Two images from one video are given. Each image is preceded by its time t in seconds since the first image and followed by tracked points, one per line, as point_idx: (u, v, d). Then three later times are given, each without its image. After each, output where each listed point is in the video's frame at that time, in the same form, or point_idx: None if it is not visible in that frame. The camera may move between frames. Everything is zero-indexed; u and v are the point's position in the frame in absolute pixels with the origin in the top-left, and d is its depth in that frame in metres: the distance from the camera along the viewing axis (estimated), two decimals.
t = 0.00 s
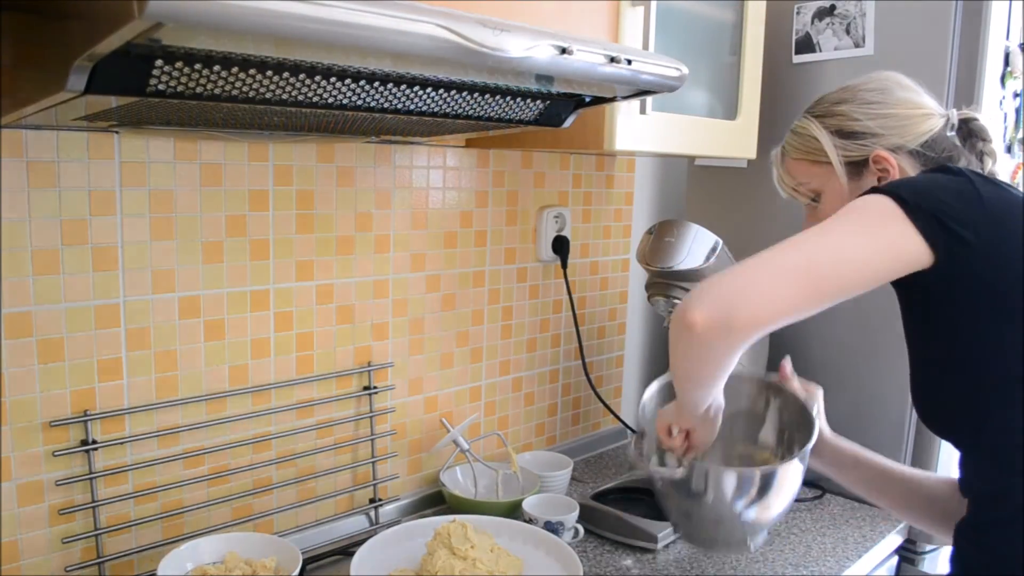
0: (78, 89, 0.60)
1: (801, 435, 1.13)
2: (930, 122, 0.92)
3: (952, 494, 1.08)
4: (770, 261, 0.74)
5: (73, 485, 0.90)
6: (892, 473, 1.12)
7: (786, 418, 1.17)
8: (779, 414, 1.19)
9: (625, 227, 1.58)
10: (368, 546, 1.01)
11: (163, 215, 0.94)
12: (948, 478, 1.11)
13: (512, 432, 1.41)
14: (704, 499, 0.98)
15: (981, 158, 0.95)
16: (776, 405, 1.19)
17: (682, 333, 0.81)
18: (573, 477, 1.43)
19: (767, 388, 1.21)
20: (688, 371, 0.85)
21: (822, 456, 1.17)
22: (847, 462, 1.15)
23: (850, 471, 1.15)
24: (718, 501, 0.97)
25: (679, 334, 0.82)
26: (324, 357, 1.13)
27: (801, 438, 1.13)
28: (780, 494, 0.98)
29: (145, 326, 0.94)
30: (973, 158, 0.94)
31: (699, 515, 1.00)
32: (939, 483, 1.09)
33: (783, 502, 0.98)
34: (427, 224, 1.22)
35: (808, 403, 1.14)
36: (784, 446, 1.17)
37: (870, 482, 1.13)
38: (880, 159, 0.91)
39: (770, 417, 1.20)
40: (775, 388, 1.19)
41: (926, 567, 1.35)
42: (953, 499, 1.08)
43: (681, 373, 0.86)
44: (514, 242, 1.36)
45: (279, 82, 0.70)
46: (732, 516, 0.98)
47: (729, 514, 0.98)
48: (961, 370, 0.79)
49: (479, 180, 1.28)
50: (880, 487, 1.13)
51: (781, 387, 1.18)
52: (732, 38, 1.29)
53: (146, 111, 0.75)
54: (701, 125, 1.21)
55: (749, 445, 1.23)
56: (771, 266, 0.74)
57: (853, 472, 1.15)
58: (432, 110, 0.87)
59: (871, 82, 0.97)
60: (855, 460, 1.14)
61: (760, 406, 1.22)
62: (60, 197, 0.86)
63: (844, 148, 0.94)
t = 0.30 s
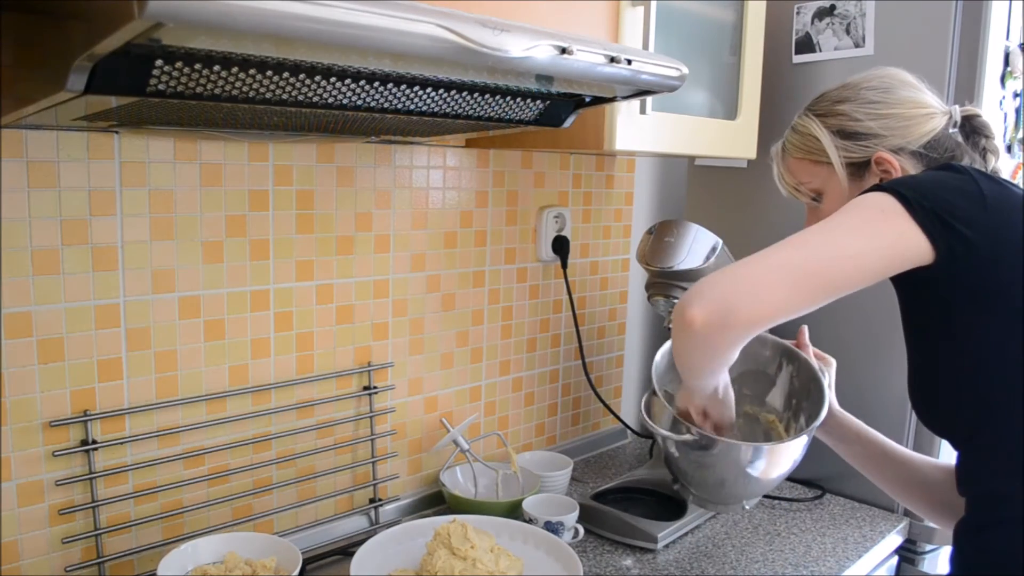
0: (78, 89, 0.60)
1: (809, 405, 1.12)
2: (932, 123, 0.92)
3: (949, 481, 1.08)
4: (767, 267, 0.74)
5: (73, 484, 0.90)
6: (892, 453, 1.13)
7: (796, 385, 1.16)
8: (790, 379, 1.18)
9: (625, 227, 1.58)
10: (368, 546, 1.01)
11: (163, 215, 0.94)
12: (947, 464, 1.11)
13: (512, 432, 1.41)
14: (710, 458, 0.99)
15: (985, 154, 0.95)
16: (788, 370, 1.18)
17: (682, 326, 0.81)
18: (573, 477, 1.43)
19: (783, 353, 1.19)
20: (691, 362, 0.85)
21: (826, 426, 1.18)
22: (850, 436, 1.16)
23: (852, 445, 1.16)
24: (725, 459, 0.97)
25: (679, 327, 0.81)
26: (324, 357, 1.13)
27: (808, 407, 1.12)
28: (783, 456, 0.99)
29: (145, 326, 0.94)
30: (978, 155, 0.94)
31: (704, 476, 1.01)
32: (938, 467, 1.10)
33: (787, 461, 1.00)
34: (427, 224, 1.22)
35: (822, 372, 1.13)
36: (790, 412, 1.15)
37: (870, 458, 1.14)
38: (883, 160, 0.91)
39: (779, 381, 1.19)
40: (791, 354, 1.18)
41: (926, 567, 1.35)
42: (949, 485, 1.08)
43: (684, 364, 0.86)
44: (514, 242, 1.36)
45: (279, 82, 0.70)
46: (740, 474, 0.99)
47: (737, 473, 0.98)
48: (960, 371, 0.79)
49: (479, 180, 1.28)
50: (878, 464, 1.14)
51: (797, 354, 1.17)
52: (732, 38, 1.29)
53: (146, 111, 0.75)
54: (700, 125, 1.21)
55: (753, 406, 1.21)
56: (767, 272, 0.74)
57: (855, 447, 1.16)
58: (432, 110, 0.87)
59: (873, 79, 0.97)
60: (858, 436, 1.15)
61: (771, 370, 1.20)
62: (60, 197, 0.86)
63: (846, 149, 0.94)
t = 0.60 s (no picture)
0: (78, 89, 0.60)
1: (803, 401, 1.13)
2: (940, 118, 0.91)
3: (944, 475, 1.08)
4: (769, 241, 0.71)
5: (73, 485, 0.90)
6: (886, 448, 1.13)
7: (790, 380, 1.17)
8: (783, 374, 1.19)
9: (625, 227, 1.58)
10: (368, 546, 1.01)
11: (163, 215, 0.94)
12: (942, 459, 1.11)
13: (512, 432, 1.41)
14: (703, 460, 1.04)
15: (990, 151, 0.97)
16: (780, 366, 1.19)
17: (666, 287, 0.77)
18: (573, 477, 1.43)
19: (773, 349, 1.20)
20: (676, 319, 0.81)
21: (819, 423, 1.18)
22: (843, 432, 1.16)
23: (847, 442, 1.16)
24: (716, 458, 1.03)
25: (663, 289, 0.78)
26: (324, 357, 1.13)
27: (803, 403, 1.13)
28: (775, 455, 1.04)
29: (145, 326, 0.94)
30: (983, 152, 0.95)
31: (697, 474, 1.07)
32: (932, 461, 1.10)
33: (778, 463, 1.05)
34: (427, 224, 1.22)
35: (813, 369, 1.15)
36: (784, 406, 1.17)
37: (864, 454, 1.15)
38: (888, 155, 0.90)
39: (772, 377, 1.20)
40: (781, 350, 1.19)
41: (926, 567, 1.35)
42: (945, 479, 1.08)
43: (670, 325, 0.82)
44: (514, 242, 1.36)
45: (279, 82, 0.70)
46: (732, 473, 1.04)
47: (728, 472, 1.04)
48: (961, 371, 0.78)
49: (479, 181, 1.28)
50: (873, 460, 1.14)
51: (788, 350, 1.18)
52: (732, 39, 1.29)
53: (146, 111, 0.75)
54: (701, 124, 1.21)
55: (748, 401, 1.22)
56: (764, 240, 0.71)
57: (849, 443, 1.16)
58: (431, 110, 0.87)
59: (881, 74, 0.97)
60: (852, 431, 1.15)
61: (763, 364, 1.21)
62: (60, 197, 0.86)
63: (852, 142, 0.93)
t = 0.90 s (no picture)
0: (78, 89, 0.60)
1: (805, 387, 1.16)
2: (941, 116, 0.91)
3: (940, 468, 1.08)
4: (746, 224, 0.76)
5: (72, 485, 0.90)
6: (885, 439, 1.14)
7: (792, 368, 1.20)
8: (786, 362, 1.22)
9: (625, 227, 1.58)
10: (367, 546, 1.01)
11: (163, 215, 0.94)
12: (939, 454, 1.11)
13: (512, 432, 1.41)
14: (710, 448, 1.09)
15: (990, 149, 0.97)
16: (783, 355, 1.22)
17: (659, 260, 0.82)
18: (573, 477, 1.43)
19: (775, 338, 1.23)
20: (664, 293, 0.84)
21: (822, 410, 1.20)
22: (843, 421, 1.17)
23: (847, 430, 1.17)
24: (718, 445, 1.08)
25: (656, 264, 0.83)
26: (324, 357, 1.13)
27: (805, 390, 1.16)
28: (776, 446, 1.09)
29: (145, 326, 0.94)
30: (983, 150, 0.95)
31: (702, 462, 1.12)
32: (928, 454, 1.10)
33: (781, 449, 1.09)
34: (427, 224, 1.22)
35: (816, 355, 1.17)
36: (787, 395, 1.19)
37: (863, 443, 1.15)
38: (889, 155, 0.89)
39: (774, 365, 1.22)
40: (782, 337, 1.22)
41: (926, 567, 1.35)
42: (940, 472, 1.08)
43: (663, 303, 0.85)
44: (514, 242, 1.36)
45: (279, 82, 0.70)
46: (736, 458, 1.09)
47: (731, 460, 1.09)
48: (960, 371, 0.78)
49: (479, 181, 1.28)
50: (871, 451, 1.14)
51: (790, 338, 1.21)
52: (732, 39, 1.29)
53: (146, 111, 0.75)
54: (700, 124, 1.21)
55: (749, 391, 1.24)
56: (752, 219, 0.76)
57: (849, 432, 1.17)
58: (432, 110, 0.87)
59: (881, 72, 0.96)
60: (852, 420, 1.16)
61: (765, 354, 1.24)
62: (60, 197, 0.86)
63: (852, 141, 0.93)
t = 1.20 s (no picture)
0: (78, 89, 0.60)
1: (817, 381, 1.14)
2: (935, 116, 0.91)
3: (945, 469, 1.08)
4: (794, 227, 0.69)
5: (73, 485, 0.90)
6: (891, 437, 1.13)
7: (803, 360, 1.17)
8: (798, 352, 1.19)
9: (625, 227, 1.58)
10: (368, 546, 1.01)
11: (163, 215, 0.94)
12: (943, 454, 1.11)
13: (512, 432, 1.41)
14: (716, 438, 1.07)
15: (985, 146, 0.97)
16: (795, 344, 1.19)
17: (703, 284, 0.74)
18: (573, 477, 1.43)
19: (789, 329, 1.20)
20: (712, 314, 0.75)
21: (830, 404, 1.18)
22: (851, 417, 1.16)
23: (853, 426, 1.16)
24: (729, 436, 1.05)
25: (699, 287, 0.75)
26: (324, 357, 1.13)
27: (818, 383, 1.13)
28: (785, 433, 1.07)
29: (145, 326, 0.94)
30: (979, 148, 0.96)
31: (705, 449, 1.10)
32: (933, 455, 1.10)
33: (788, 440, 1.07)
34: (427, 224, 1.22)
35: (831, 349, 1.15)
36: (794, 387, 1.17)
37: (869, 440, 1.15)
38: (886, 157, 0.89)
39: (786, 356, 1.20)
40: (798, 329, 1.19)
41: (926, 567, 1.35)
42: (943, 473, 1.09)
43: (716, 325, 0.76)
44: (514, 242, 1.36)
45: (279, 82, 0.70)
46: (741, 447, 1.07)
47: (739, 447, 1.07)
48: (960, 371, 0.78)
49: (479, 181, 1.28)
50: (876, 449, 1.14)
51: (806, 330, 1.18)
52: (732, 39, 1.29)
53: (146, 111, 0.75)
54: (699, 125, 1.21)
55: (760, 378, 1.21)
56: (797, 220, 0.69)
57: (856, 427, 1.16)
58: (432, 110, 0.87)
59: (874, 73, 0.96)
60: (859, 418, 1.15)
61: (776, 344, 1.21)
62: (60, 197, 0.86)
63: (847, 145, 0.93)
